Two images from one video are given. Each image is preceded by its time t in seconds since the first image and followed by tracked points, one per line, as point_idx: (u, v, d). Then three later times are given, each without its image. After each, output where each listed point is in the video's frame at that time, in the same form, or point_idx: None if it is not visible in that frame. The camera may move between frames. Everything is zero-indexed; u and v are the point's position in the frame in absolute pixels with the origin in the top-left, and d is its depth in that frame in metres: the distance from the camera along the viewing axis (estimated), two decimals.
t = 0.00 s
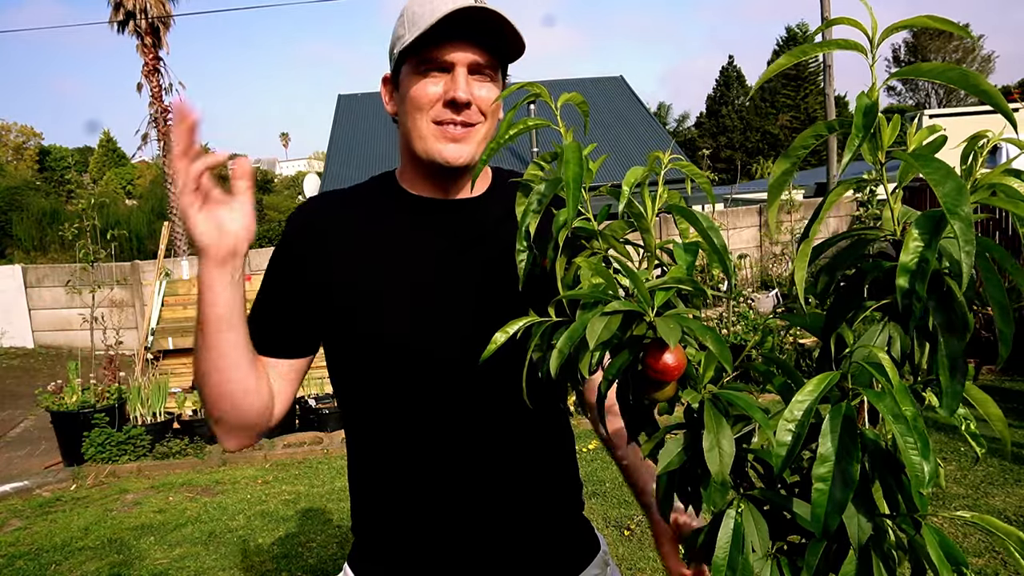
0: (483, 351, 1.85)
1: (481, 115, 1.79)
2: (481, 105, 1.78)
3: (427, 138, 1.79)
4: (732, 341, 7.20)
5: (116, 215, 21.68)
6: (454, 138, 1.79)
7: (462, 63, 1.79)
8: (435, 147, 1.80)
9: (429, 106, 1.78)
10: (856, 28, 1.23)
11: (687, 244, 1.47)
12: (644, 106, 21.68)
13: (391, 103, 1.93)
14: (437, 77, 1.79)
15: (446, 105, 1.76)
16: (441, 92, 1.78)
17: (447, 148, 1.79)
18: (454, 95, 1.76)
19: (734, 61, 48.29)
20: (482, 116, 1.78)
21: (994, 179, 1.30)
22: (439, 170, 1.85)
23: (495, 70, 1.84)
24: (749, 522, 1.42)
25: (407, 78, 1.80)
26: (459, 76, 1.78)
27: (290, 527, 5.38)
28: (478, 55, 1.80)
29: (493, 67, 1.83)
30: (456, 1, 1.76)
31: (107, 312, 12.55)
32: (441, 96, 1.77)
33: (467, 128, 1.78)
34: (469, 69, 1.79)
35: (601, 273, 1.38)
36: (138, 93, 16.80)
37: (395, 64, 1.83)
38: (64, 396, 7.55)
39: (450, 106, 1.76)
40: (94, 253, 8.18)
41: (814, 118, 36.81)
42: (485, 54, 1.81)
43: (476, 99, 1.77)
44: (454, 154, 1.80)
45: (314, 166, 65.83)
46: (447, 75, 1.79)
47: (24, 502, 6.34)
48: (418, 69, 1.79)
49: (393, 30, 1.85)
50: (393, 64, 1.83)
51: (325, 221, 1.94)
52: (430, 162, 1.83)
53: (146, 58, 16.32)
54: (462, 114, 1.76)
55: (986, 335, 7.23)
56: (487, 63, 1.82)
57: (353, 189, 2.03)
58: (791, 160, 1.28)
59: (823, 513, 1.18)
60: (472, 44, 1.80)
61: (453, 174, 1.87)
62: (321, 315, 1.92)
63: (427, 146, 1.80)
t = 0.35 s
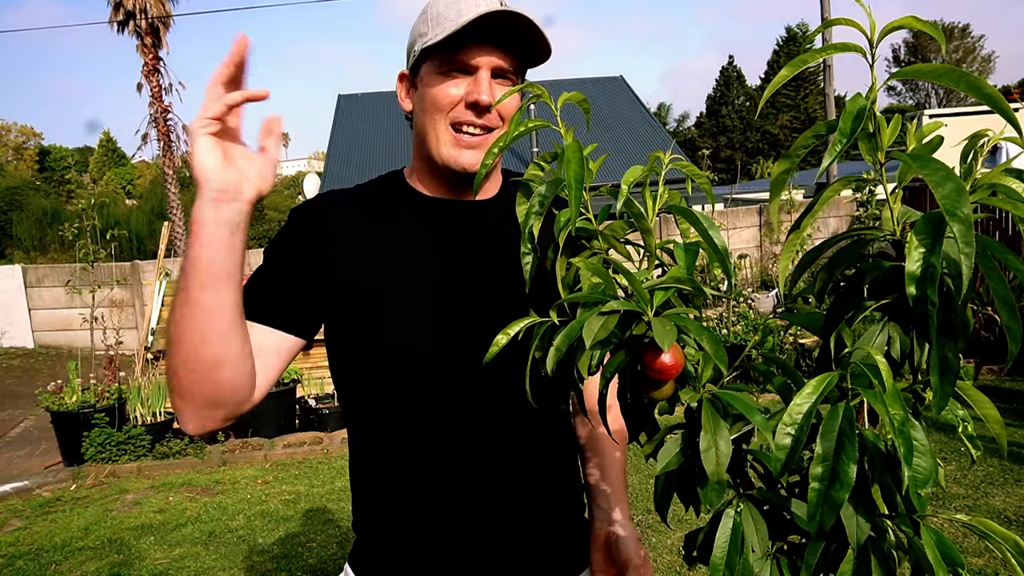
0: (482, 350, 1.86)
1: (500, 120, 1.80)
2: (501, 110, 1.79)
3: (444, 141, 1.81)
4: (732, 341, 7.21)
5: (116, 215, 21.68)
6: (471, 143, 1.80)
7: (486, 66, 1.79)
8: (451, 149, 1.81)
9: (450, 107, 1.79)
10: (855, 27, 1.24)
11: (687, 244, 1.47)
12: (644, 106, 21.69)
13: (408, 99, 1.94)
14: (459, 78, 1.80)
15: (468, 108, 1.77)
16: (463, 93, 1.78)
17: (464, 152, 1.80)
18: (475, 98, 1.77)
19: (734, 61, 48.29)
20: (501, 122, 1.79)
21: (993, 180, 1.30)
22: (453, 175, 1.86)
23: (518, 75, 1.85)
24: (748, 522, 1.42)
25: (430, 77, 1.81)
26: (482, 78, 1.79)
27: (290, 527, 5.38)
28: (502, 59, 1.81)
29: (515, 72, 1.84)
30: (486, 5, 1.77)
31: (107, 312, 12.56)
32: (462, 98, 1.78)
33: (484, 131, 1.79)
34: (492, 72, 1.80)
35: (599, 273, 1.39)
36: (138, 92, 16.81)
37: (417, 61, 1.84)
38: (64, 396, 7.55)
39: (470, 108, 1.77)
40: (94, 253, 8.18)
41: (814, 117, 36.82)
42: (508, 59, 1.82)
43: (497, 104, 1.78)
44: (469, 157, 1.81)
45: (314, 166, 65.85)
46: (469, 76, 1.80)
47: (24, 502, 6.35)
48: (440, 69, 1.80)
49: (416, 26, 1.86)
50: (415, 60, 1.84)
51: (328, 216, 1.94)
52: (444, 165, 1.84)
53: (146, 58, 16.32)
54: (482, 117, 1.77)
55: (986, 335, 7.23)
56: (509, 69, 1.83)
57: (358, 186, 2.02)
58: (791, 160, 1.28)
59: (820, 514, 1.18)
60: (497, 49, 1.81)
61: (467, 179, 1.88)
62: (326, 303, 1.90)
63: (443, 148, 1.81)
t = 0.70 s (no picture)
0: (482, 350, 1.86)
1: (475, 114, 1.76)
2: (474, 104, 1.76)
3: (422, 142, 1.79)
4: (732, 341, 7.22)
5: (116, 215, 21.68)
6: (448, 140, 1.77)
7: (453, 62, 1.78)
8: (430, 149, 1.79)
9: (423, 108, 1.78)
10: (855, 29, 1.24)
11: (686, 244, 1.47)
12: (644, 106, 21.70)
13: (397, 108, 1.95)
14: (430, 78, 1.79)
15: (438, 106, 1.75)
16: (434, 91, 1.77)
17: (442, 150, 1.78)
18: (443, 95, 1.75)
19: (735, 61, 48.28)
20: (474, 115, 1.75)
21: (993, 181, 1.30)
22: (438, 175, 1.84)
23: (492, 68, 1.81)
24: (747, 522, 1.42)
25: (405, 81, 1.82)
26: (451, 75, 1.77)
27: (290, 527, 5.38)
28: (470, 54, 1.79)
29: (489, 64, 1.81)
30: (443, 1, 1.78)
31: (107, 312, 12.56)
32: (432, 96, 1.76)
33: (459, 127, 1.76)
34: (461, 68, 1.78)
35: (599, 274, 1.39)
36: (138, 92, 16.81)
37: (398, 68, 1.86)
38: (64, 396, 7.55)
39: (441, 106, 1.75)
40: (94, 253, 8.18)
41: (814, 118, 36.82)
42: (478, 52, 1.79)
43: (466, 98, 1.76)
44: (448, 155, 1.78)
45: (314, 166, 65.87)
46: (441, 75, 1.78)
47: (24, 502, 6.34)
48: (412, 71, 1.80)
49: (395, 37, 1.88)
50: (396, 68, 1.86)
51: (329, 214, 1.93)
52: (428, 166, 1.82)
53: (146, 58, 16.33)
54: (452, 113, 1.75)
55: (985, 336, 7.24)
56: (482, 64, 1.79)
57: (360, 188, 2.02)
58: (791, 162, 1.28)
59: (820, 514, 1.18)
60: (465, 43, 1.79)
61: (452, 177, 1.86)
62: (319, 294, 1.88)
63: (422, 149, 1.80)
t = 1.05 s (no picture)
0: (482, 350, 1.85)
1: (467, 105, 1.74)
2: (463, 96, 1.73)
3: (423, 147, 1.73)
4: (732, 341, 7.22)
5: (116, 215, 21.68)
6: (450, 138, 1.73)
7: (432, 56, 1.73)
8: (433, 152, 1.73)
9: (413, 112, 1.72)
10: (855, 27, 1.23)
11: (686, 244, 1.47)
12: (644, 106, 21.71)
13: (370, 123, 1.88)
14: (411, 80, 1.74)
15: (432, 105, 1.71)
16: (421, 93, 1.72)
17: (446, 150, 1.73)
18: (433, 93, 1.70)
19: (735, 61, 48.29)
20: (466, 105, 1.73)
21: (994, 180, 1.30)
22: (441, 176, 1.80)
23: (466, 55, 1.79)
24: (749, 523, 1.42)
25: (383, 90, 1.76)
26: (434, 71, 1.73)
27: (289, 527, 5.38)
28: (448, 44, 1.76)
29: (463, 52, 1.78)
30: None
31: (107, 312, 12.56)
32: (421, 98, 1.71)
33: (456, 122, 1.72)
34: (440, 61, 1.74)
35: (600, 274, 1.39)
36: (138, 92, 16.81)
37: (368, 80, 1.78)
38: (64, 396, 7.54)
39: (434, 104, 1.71)
40: (94, 253, 8.17)
41: (814, 118, 36.84)
42: (451, 42, 1.76)
43: (456, 91, 1.72)
44: (452, 152, 1.74)
45: (314, 166, 65.87)
46: (421, 74, 1.74)
47: (24, 502, 6.34)
48: (391, 77, 1.74)
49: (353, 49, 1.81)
50: (365, 81, 1.78)
51: (323, 221, 1.95)
52: (431, 170, 1.77)
53: (146, 58, 16.33)
54: (449, 108, 1.71)
55: (985, 336, 7.25)
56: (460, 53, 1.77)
57: (358, 192, 2.03)
58: (792, 162, 1.27)
59: (823, 514, 1.18)
60: (436, 36, 1.75)
61: (453, 176, 1.82)
62: (312, 300, 1.91)
63: (424, 155, 1.74)
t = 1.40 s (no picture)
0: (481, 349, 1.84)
1: (436, 126, 1.74)
2: (432, 118, 1.73)
3: (394, 171, 1.75)
4: (732, 341, 7.22)
5: (116, 216, 21.68)
6: (421, 161, 1.75)
7: (396, 83, 1.73)
8: (405, 176, 1.75)
9: (381, 138, 1.74)
10: (854, 28, 1.23)
11: (686, 244, 1.46)
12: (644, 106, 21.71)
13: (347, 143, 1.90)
14: (379, 106, 1.75)
15: (398, 131, 1.71)
16: (387, 119, 1.73)
17: (418, 173, 1.75)
18: (399, 120, 1.71)
19: (735, 60, 48.29)
20: (435, 127, 1.73)
21: (993, 180, 1.30)
22: (417, 196, 1.81)
23: (435, 72, 1.78)
24: (748, 522, 1.42)
25: (352, 117, 1.77)
26: (399, 97, 1.73)
27: (289, 527, 5.38)
28: (412, 66, 1.75)
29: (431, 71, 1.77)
30: (367, 24, 1.73)
31: (107, 312, 12.56)
32: (387, 124, 1.72)
33: (426, 144, 1.74)
34: (406, 85, 1.74)
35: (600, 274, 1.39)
36: (138, 92, 16.81)
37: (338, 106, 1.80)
38: (64, 396, 7.54)
39: (400, 131, 1.71)
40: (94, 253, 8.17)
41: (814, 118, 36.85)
42: (416, 63, 1.75)
43: (424, 114, 1.73)
44: (425, 174, 1.76)
45: (313, 166, 65.91)
46: (388, 100, 1.74)
47: (24, 502, 6.34)
48: (358, 104, 1.75)
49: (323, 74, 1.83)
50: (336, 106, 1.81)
51: (319, 223, 1.94)
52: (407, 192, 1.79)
53: (146, 58, 16.33)
54: (416, 133, 1.71)
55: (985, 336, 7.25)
56: (428, 72, 1.76)
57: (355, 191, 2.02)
58: (790, 162, 1.27)
59: (821, 514, 1.18)
60: (400, 59, 1.74)
61: (430, 195, 1.83)
62: (304, 301, 1.89)
63: (396, 178, 1.76)
